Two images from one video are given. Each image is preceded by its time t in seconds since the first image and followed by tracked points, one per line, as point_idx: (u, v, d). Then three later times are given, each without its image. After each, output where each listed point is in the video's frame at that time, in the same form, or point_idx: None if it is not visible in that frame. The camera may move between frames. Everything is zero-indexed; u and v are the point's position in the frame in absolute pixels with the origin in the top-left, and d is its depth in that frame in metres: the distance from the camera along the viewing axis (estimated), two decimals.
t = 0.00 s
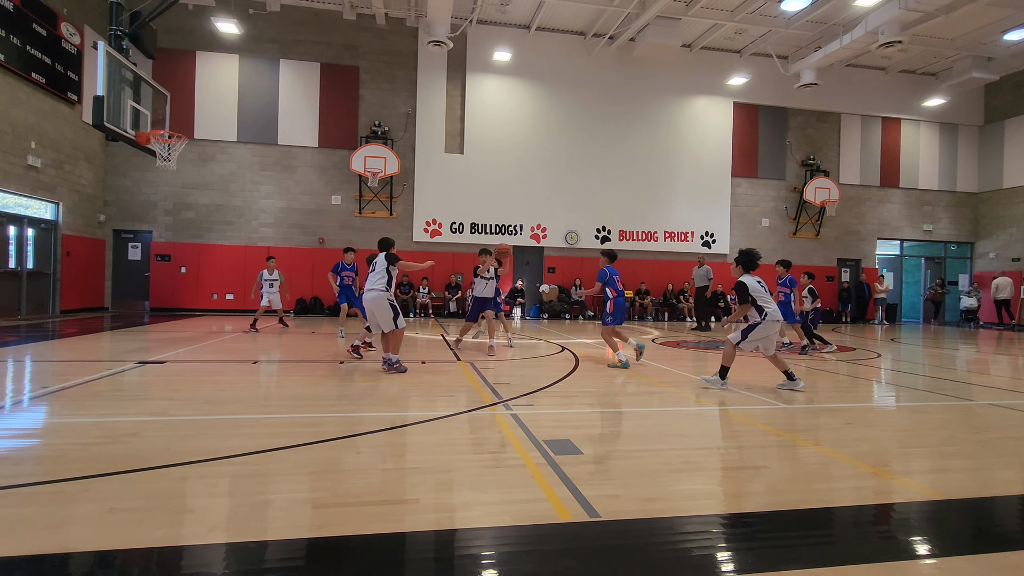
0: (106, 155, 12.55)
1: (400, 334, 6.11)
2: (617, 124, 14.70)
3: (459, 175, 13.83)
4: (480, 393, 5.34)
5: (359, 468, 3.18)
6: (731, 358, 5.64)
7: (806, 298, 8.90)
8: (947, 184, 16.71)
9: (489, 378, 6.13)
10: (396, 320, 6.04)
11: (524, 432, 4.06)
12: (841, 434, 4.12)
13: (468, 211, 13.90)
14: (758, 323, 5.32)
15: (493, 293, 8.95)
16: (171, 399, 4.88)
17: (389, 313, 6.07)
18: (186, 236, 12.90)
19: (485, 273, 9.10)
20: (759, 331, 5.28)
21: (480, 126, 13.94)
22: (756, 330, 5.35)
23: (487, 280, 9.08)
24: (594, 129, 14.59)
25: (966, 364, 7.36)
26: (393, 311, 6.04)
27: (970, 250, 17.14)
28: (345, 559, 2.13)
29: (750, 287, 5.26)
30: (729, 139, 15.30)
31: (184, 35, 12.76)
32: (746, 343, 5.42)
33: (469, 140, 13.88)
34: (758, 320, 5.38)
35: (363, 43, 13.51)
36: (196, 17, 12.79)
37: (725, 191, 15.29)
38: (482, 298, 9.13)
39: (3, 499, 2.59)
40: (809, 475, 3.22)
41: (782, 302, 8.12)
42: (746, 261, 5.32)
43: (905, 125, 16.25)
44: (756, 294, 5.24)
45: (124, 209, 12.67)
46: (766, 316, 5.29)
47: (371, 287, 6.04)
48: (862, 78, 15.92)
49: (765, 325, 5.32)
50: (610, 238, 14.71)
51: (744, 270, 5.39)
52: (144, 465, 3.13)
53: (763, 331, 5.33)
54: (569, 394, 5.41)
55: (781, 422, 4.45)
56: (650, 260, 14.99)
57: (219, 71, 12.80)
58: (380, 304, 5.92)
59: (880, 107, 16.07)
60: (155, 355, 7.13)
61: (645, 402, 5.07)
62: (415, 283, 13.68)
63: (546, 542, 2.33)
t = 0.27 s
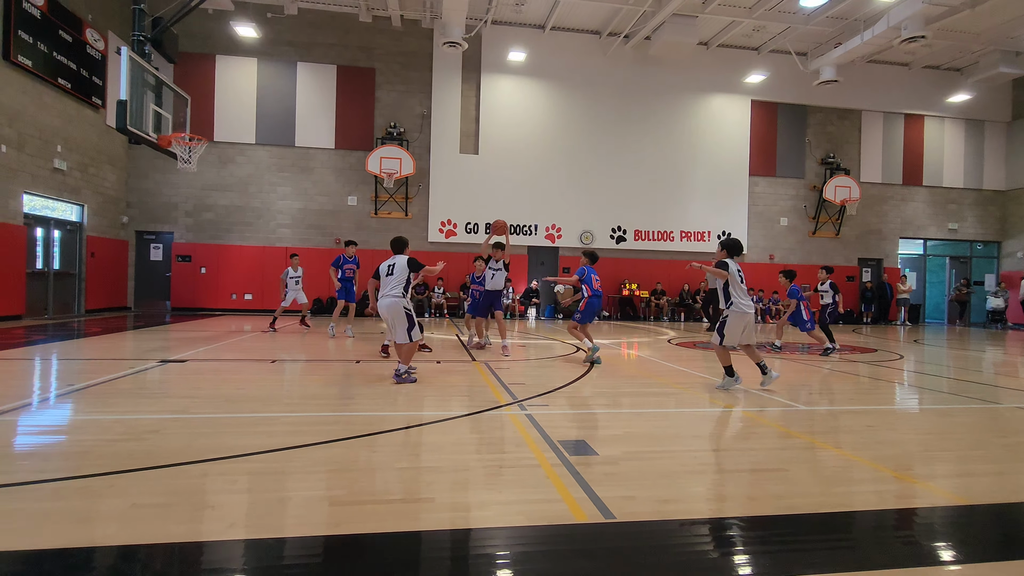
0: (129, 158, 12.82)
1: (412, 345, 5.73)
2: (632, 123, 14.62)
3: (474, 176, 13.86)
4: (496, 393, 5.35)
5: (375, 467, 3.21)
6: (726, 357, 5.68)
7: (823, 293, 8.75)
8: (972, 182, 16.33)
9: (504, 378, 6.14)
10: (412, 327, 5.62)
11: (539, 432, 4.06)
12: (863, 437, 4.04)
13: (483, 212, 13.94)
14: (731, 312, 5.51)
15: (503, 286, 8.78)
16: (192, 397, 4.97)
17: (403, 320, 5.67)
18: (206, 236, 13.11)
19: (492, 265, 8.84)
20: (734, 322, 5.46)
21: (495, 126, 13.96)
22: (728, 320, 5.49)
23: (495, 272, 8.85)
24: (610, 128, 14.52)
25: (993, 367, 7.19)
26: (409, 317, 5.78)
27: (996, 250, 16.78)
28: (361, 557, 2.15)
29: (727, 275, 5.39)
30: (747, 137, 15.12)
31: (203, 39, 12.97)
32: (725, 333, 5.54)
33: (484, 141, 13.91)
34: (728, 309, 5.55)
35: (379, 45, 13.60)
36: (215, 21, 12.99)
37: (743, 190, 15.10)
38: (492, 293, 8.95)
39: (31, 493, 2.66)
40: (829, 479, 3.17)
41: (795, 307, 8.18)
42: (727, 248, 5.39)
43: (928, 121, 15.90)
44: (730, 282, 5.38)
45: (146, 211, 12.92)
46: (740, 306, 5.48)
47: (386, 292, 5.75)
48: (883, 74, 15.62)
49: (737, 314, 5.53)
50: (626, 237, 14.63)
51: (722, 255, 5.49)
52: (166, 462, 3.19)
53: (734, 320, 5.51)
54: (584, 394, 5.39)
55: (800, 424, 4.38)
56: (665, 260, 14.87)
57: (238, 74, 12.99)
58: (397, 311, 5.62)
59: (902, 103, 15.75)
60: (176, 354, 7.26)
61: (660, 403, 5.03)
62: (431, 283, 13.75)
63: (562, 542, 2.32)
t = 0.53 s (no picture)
0: (156, 162, 13.14)
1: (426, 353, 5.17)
2: (652, 122, 14.51)
3: (492, 177, 13.89)
4: (516, 393, 5.37)
5: (395, 466, 3.24)
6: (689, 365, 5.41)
7: (842, 295, 8.68)
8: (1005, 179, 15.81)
9: (523, 379, 6.14)
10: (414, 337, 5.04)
11: (558, 433, 4.04)
12: (893, 442, 3.94)
13: (501, 212, 13.95)
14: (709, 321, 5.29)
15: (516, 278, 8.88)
16: (217, 395, 5.07)
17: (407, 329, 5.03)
18: (230, 238, 13.37)
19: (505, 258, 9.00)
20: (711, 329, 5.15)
21: (514, 126, 13.97)
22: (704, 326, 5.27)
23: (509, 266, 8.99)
24: (630, 127, 14.42)
25: None
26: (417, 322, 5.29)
27: None
28: (381, 554, 2.17)
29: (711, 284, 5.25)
30: (770, 135, 14.88)
31: (228, 44, 13.23)
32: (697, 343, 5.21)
33: (503, 142, 13.93)
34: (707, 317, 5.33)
35: (398, 48, 13.72)
36: (240, 27, 13.26)
37: (765, 189, 14.87)
38: (507, 286, 9.02)
39: (64, 487, 2.74)
40: (855, 483, 3.10)
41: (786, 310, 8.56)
42: (713, 253, 5.31)
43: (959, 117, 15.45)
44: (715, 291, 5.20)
45: (172, 213, 13.23)
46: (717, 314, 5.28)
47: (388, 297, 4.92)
48: (912, 69, 15.24)
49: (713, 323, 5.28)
50: (645, 238, 14.50)
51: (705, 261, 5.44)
52: (192, 459, 3.26)
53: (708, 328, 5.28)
54: (604, 395, 5.36)
55: (826, 428, 4.29)
56: (685, 260, 14.71)
57: (261, 79, 13.23)
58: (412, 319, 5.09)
59: (932, 99, 15.34)
60: (201, 353, 7.41)
61: (681, 405, 4.98)
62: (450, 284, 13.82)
63: (581, 543, 2.32)
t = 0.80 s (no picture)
0: (184, 165, 13.47)
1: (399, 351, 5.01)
2: (674, 121, 14.36)
3: (512, 178, 13.91)
4: (537, 394, 5.37)
5: (416, 465, 3.26)
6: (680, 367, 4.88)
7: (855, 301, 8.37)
8: None
9: (544, 380, 6.14)
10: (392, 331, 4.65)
11: (579, 435, 4.03)
12: (926, 447, 3.83)
13: (521, 213, 13.95)
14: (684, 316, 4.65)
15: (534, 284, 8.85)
16: (244, 394, 5.17)
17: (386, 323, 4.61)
18: (255, 239, 13.63)
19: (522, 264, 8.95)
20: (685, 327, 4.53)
21: (534, 127, 13.97)
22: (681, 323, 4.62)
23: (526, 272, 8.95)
24: (651, 127, 14.30)
25: None
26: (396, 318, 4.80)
27: None
28: (402, 552, 2.19)
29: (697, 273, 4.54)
30: (795, 133, 14.61)
31: (253, 50, 13.50)
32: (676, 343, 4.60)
33: (523, 142, 13.94)
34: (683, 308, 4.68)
35: (419, 50, 13.83)
36: (264, 33, 13.52)
37: (791, 188, 14.59)
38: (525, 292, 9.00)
39: (98, 481, 2.83)
40: (885, 489, 3.02)
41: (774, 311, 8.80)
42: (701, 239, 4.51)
43: (994, 112, 14.95)
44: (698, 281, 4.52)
45: (199, 215, 13.55)
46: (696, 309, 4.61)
47: (366, 284, 4.47)
48: (944, 63, 14.80)
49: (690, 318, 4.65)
50: (667, 238, 14.36)
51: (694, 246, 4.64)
52: (220, 456, 3.33)
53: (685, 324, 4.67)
54: (626, 397, 5.33)
55: (855, 432, 4.19)
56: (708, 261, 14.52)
57: (285, 83, 13.46)
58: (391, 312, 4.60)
59: (965, 94, 14.88)
60: (227, 352, 7.57)
61: (705, 407, 4.92)
62: (470, 285, 13.88)
63: (602, 545, 2.30)
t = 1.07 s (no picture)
0: (210, 169, 13.77)
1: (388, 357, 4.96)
2: (695, 119, 14.20)
3: (531, 178, 13.90)
4: (556, 395, 5.35)
5: (436, 465, 3.27)
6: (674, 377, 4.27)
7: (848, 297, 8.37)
8: None
9: (564, 381, 6.11)
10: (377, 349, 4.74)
11: (599, 436, 4.01)
12: (960, 453, 3.71)
13: (541, 214, 13.94)
14: (683, 320, 4.08)
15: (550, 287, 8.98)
16: (268, 393, 5.26)
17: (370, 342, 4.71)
18: (277, 241, 13.86)
19: (536, 270, 9.17)
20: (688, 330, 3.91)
21: (553, 128, 13.95)
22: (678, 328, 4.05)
23: (541, 276, 9.15)
24: (672, 126, 14.16)
25: None
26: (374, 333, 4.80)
27: None
28: (422, 551, 2.21)
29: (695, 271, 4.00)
30: (821, 131, 14.32)
31: (276, 54, 13.74)
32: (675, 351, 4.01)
33: (542, 143, 13.93)
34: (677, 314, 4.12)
35: (439, 52, 13.92)
36: (287, 38, 13.75)
37: (816, 187, 14.32)
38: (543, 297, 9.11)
39: (128, 476, 2.91)
40: (915, 495, 2.94)
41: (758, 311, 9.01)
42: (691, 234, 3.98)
43: None
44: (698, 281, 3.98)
45: (224, 218, 13.84)
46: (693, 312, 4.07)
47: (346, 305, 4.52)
48: (976, 57, 14.38)
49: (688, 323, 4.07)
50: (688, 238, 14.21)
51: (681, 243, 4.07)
52: (244, 453, 3.40)
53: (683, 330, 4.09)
54: (647, 399, 5.28)
55: (883, 437, 4.09)
56: (729, 261, 14.31)
57: (307, 87, 13.67)
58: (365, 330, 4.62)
59: (999, 89, 14.43)
60: (252, 352, 7.72)
61: (727, 410, 4.85)
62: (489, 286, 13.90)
63: (622, 548, 2.28)
